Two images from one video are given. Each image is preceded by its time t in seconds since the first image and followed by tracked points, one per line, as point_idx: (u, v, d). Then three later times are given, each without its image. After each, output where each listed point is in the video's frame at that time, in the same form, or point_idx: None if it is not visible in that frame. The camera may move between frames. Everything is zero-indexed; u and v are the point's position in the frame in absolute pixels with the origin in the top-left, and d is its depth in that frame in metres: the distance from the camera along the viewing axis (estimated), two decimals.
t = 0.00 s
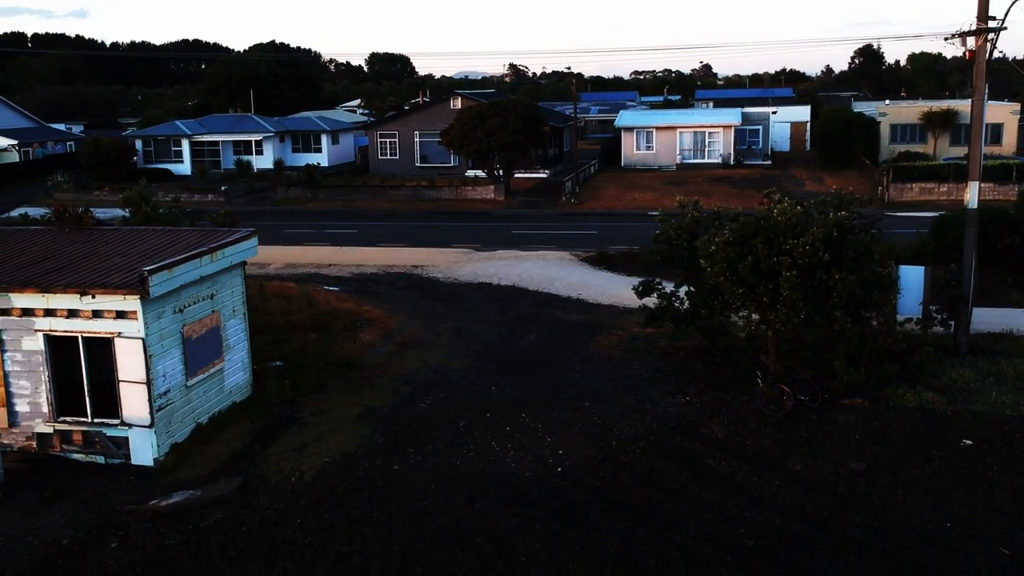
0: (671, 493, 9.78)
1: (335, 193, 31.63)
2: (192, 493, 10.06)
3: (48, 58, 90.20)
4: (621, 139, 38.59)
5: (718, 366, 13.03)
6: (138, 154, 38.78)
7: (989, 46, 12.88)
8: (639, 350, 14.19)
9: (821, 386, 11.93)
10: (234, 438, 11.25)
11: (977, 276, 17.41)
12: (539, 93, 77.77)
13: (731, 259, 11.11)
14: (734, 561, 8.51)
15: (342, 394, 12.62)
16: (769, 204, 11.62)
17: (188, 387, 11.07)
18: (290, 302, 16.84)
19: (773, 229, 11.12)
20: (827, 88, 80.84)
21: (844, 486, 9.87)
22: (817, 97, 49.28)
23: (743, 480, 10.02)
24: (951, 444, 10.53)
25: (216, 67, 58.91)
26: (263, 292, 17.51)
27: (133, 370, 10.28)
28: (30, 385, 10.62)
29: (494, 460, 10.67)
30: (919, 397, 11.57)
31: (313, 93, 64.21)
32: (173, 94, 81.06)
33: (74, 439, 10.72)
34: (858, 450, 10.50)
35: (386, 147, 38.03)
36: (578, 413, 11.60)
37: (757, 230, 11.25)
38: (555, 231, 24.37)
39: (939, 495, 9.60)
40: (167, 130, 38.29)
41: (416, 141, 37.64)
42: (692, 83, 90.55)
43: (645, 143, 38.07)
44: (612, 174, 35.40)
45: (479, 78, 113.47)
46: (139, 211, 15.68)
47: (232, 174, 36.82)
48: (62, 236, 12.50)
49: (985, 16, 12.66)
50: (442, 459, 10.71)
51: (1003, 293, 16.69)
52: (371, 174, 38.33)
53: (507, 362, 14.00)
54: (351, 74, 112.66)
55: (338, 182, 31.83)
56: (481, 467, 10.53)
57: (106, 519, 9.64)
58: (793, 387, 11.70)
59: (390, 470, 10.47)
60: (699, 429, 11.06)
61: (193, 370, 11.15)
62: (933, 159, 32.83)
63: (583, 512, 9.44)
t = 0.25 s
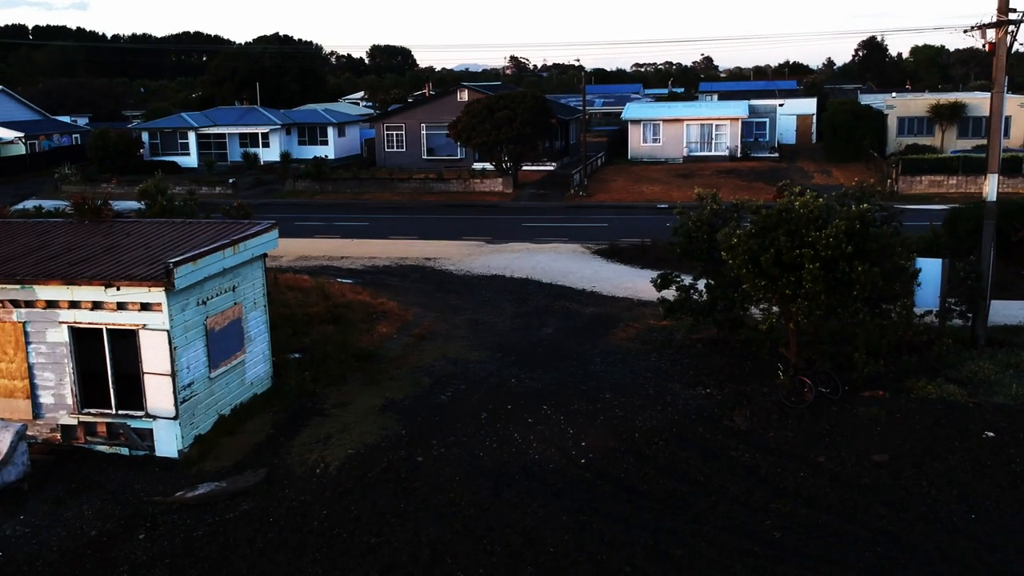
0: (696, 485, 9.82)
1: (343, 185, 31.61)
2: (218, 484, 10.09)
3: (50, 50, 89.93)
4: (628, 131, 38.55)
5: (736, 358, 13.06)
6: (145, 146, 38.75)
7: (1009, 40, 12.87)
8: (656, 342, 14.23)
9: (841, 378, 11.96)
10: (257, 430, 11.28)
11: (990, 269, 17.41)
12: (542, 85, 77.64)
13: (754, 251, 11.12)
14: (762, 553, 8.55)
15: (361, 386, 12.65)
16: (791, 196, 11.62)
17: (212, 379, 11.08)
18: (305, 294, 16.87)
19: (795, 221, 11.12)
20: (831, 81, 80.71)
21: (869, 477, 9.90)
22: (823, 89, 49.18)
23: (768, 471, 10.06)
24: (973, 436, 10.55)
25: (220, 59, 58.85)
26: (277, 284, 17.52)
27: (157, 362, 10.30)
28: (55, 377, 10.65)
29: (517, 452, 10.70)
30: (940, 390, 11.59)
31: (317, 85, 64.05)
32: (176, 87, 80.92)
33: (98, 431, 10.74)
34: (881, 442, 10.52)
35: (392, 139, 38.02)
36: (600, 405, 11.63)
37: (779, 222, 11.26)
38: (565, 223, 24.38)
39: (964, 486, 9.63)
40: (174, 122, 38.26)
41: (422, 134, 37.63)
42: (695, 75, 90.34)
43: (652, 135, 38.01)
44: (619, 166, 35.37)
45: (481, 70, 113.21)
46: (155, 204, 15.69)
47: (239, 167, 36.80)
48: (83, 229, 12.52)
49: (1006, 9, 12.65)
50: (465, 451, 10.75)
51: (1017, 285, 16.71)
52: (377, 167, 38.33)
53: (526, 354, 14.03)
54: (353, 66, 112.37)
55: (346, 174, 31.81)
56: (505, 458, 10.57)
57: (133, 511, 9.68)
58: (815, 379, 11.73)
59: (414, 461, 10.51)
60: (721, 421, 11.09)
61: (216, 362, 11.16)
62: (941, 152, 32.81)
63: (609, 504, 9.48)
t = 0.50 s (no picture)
0: (718, 484, 9.84)
1: (350, 185, 31.61)
2: (240, 483, 10.11)
3: (52, 50, 89.93)
4: (634, 131, 38.55)
5: (753, 357, 13.07)
6: (151, 146, 38.78)
7: None
8: (671, 341, 14.24)
9: (859, 377, 11.97)
10: (276, 429, 11.29)
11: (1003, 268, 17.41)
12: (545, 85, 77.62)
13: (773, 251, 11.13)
14: (787, 552, 8.57)
15: (378, 386, 12.67)
16: (809, 195, 11.63)
17: (232, 379, 11.09)
18: (318, 293, 16.87)
19: (814, 221, 11.13)
20: (834, 81, 80.64)
21: (890, 476, 9.91)
22: (828, 89, 49.16)
23: (788, 471, 10.08)
24: (994, 435, 10.56)
25: (224, 59, 58.86)
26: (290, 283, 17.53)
27: (179, 362, 10.31)
28: (76, 376, 10.66)
29: (537, 451, 10.71)
30: (958, 389, 11.59)
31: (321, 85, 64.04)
32: (178, 87, 80.92)
33: (119, 430, 10.75)
34: (901, 442, 10.53)
35: (398, 139, 38.04)
36: (619, 404, 11.64)
37: (798, 221, 11.27)
38: (574, 223, 24.39)
39: (986, 485, 9.63)
40: (180, 122, 38.28)
41: (428, 134, 37.65)
42: (698, 75, 90.29)
43: (658, 135, 37.98)
44: (625, 166, 35.38)
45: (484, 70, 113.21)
46: (169, 203, 15.70)
47: (245, 167, 36.82)
48: (100, 228, 12.54)
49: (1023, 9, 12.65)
50: (485, 450, 10.76)
51: None
52: (383, 166, 38.36)
53: (541, 354, 14.05)
54: (355, 66, 112.34)
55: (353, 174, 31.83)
56: (526, 458, 10.59)
57: (156, 510, 9.69)
58: (834, 379, 11.74)
59: (434, 460, 10.53)
60: (741, 420, 11.11)
61: (236, 361, 11.17)
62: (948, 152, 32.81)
63: (631, 503, 9.49)
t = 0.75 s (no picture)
0: (743, 484, 9.85)
1: (359, 184, 31.64)
2: (265, 482, 10.11)
3: (55, 50, 89.93)
4: (640, 131, 38.55)
5: (771, 357, 13.09)
6: (157, 146, 38.80)
7: None
8: (689, 341, 14.25)
9: (879, 377, 11.98)
10: (298, 428, 11.30)
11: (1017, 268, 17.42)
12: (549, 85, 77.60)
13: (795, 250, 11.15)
14: (815, 551, 8.58)
15: (398, 386, 12.68)
16: (830, 195, 11.64)
17: (254, 378, 11.10)
18: (333, 293, 16.88)
19: (836, 220, 11.15)
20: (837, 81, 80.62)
21: (915, 476, 9.92)
22: (834, 89, 49.16)
23: (812, 470, 10.09)
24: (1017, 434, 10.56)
25: (228, 58, 58.87)
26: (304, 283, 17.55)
27: (202, 361, 10.31)
28: (100, 375, 10.68)
29: (560, 450, 10.73)
30: (979, 388, 11.60)
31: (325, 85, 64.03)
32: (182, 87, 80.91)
33: (143, 429, 10.75)
34: (924, 441, 10.54)
35: (405, 139, 38.07)
36: (640, 403, 11.66)
37: (820, 221, 11.28)
38: (585, 223, 24.39)
39: (1011, 484, 9.64)
40: (187, 122, 38.30)
41: (435, 134, 37.67)
42: (701, 75, 90.23)
43: (664, 135, 37.97)
44: (633, 166, 35.39)
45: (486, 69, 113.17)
46: (186, 203, 15.72)
47: (252, 166, 36.83)
48: (120, 228, 12.55)
49: None
50: (508, 450, 10.77)
51: None
52: (390, 166, 38.38)
53: (559, 353, 14.07)
54: (357, 66, 112.31)
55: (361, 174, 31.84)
56: (549, 457, 10.60)
57: (183, 509, 9.71)
58: (855, 378, 11.76)
59: (458, 460, 10.55)
60: (763, 420, 11.13)
61: (258, 360, 11.19)
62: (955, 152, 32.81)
63: (657, 502, 9.51)
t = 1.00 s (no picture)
0: (765, 483, 9.87)
1: (366, 184, 31.66)
2: (287, 481, 10.13)
3: (56, 50, 89.81)
4: (646, 131, 38.54)
5: (787, 356, 13.12)
6: (163, 145, 38.81)
7: None
8: (703, 340, 14.27)
9: (897, 376, 11.99)
10: (318, 427, 11.32)
11: None
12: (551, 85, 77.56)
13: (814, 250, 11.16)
14: (839, 550, 8.59)
15: (415, 386, 12.70)
16: (847, 195, 11.66)
17: (274, 377, 11.12)
18: (346, 292, 16.89)
19: (855, 220, 11.17)
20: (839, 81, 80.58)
21: (936, 475, 9.93)
22: (838, 89, 49.16)
23: (833, 470, 10.11)
24: None
25: (232, 58, 58.84)
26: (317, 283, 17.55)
27: (224, 360, 10.33)
28: (120, 375, 10.70)
29: (580, 450, 10.74)
30: (997, 388, 11.61)
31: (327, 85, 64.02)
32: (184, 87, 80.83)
33: (163, 429, 10.76)
34: (944, 441, 10.56)
35: (410, 139, 38.08)
36: (659, 403, 11.67)
37: (838, 220, 11.30)
38: (593, 222, 24.40)
39: None
40: (192, 122, 38.31)
41: (441, 134, 37.70)
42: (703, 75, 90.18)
43: (670, 135, 37.96)
44: (639, 166, 35.41)
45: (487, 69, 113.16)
46: (200, 202, 15.73)
47: (258, 166, 36.83)
48: (137, 228, 12.56)
49: None
50: (528, 449, 10.79)
51: None
52: (396, 166, 38.40)
53: (574, 353, 14.09)
54: (358, 66, 112.22)
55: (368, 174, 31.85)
56: (570, 456, 10.61)
57: (205, 508, 9.72)
58: (873, 378, 11.77)
59: (478, 459, 10.56)
60: (782, 419, 11.14)
61: (278, 360, 11.21)
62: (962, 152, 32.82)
63: (680, 501, 9.52)
